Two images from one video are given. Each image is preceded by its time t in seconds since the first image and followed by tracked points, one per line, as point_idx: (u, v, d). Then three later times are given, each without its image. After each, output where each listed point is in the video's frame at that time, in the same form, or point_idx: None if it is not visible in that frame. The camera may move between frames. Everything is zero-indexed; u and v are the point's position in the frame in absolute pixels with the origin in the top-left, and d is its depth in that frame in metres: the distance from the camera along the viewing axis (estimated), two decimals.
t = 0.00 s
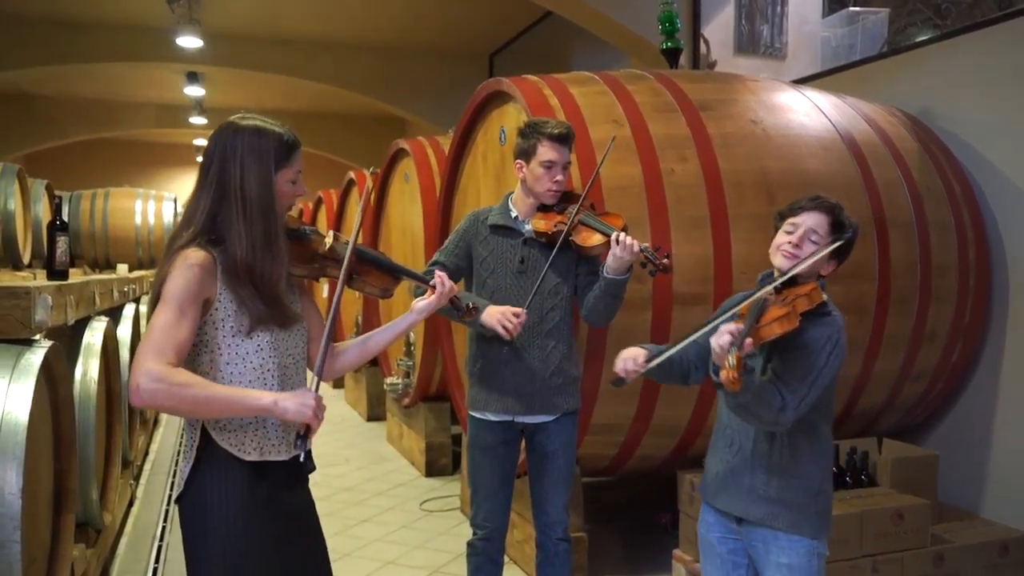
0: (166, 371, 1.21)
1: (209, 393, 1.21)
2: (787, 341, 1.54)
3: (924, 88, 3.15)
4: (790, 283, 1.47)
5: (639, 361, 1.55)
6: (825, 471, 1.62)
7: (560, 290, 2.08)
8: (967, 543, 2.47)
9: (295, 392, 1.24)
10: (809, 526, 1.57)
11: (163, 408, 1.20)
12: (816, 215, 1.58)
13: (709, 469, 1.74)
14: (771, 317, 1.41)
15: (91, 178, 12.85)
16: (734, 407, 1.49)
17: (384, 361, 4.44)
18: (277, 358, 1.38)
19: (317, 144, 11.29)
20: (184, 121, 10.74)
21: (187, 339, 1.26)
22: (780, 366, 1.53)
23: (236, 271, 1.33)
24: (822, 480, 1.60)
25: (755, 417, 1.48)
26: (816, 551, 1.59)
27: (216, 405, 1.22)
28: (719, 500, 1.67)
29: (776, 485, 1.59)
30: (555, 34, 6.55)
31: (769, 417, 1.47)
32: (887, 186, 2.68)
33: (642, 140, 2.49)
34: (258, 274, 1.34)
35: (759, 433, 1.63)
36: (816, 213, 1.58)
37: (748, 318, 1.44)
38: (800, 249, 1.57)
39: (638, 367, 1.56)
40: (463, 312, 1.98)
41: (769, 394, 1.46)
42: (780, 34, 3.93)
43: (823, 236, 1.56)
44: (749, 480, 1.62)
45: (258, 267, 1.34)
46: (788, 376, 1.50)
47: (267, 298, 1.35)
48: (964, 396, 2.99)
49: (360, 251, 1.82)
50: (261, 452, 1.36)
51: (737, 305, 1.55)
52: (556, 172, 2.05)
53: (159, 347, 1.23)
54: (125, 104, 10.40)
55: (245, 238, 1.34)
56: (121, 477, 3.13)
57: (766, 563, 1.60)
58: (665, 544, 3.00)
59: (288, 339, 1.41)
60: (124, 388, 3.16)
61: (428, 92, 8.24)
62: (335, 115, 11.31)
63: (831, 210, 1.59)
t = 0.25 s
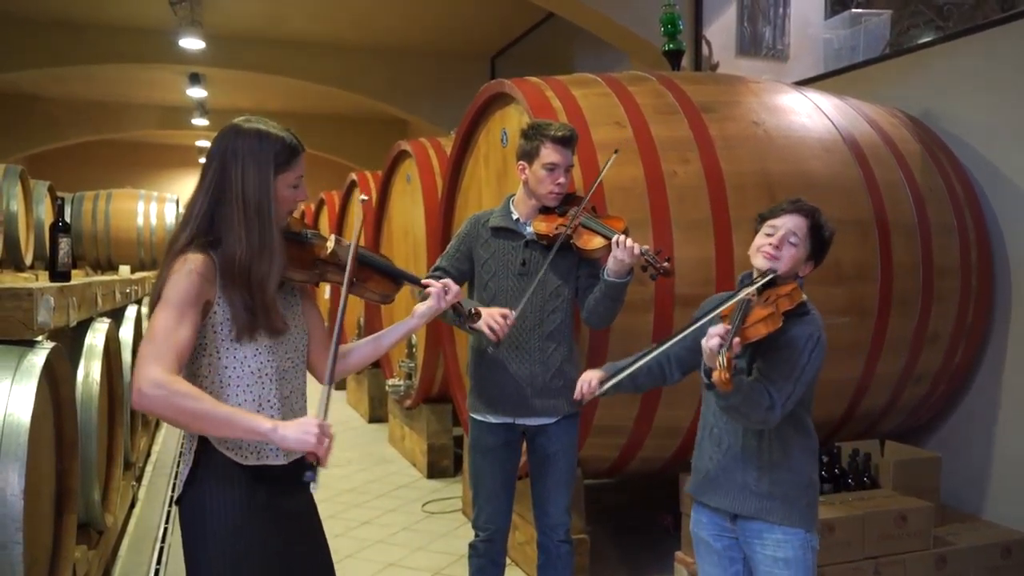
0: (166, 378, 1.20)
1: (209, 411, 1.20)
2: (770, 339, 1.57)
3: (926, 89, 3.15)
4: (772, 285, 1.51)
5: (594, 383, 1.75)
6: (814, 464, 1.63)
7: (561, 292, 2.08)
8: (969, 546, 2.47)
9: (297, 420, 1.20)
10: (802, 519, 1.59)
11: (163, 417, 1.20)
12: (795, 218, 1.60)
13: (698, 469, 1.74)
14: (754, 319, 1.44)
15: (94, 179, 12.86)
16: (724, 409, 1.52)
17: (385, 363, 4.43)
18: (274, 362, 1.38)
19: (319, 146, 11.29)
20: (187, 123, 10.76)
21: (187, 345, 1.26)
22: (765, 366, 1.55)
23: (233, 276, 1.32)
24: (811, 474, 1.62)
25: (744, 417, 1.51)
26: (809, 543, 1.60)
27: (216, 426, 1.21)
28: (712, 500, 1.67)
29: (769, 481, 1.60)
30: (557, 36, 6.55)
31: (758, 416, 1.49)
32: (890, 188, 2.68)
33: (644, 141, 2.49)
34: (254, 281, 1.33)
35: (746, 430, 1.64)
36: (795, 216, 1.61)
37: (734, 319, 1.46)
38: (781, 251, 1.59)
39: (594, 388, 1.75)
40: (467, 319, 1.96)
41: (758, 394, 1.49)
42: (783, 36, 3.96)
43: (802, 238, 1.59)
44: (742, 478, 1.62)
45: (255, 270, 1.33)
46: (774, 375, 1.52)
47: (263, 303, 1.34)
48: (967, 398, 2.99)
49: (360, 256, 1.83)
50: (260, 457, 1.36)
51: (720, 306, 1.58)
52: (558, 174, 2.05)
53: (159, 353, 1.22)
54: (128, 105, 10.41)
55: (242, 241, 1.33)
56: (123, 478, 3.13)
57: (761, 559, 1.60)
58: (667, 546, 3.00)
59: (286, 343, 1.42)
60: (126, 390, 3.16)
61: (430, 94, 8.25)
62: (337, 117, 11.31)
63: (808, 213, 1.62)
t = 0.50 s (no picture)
0: (178, 371, 1.20)
1: (225, 388, 1.21)
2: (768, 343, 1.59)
3: (928, 90, 3.15)
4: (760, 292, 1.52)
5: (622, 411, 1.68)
6: (813, 461, 1.65)
7: (562, 293, 2.08)
8: (971, 548, 2.47)
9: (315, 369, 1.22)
10: (803, 513, 1.61)
11: (178, 409, 1.20)
12: (753, 223, 1.65)
13: (698, 473, 1.74)
14: (755, 329, 1.45)
15: (96, 181, 12.88)
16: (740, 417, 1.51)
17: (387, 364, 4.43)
18: (277, 359, 1.38)
19: (321, 147, 11.30)
20: (189, 124, 10.76)
21: (196, 339, 1.26)
22: (768, 371, 1.57)
23: (232, 271, 1.32)
24: (809, 472, 1.64)
25: (759, 422, 1.51)
26: (809, 536, 1.63)
27: (232, 398, 1.21)
28: (715, 501, 1.67)
29: (772, 479, 1.61)
30: (559, 37, 6.55)
31: (773, 419, 1.50)
32: (892, 190, 2.68)
33: (646, 143, 2.49)
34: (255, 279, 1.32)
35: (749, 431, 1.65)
36: (752, 220, 1.65)
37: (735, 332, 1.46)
38: (752, 259, 1.64)
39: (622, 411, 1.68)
40: (469, 318, 1.97)
41: (772, 397, 1.50)
42: (785, 38, 3.94)
43: (766, 240, 1.64)
44: (745, 478, 1.63)
45: (257, 263, 1.32)
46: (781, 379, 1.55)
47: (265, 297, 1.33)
48: (969, 399, 2.98)
49: (364, 257, 1.84)
50: (260, 460, 1.35)
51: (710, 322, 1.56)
52: (558, 175, 2.05)
53: (171, 348, 1.22)
54: (130, 107, 10.42)
55: (243, 235, 1.33)
56: (124, 479, 3.13)
57: (764, 555, 1.62)
58: (669, 548, 3.00)
59: (287, 342, 1.41)
60: (128, 391, 3.16)
61: (432, 95, 8.25)
62: (339, 118, 11.32)
63: (762, 211, 1.66)
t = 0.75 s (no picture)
0: (189, 372, 1.19)
1: (239, 390, 1.19)
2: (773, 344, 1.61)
3: (929, 92, 3.15)
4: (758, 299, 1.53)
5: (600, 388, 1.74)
6: (817, 463, 1.67)
7: (561, 294, 2.08)
8: (972, 549, 2.46)
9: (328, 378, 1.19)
10: (809, 514, 1.62)
11: (192, 409, 1.18)
12: (731, 234, 1.66)
13: (702, 477, 1.75)
14: (769, 334, 1.46)
15: (96, 182, 12.89)
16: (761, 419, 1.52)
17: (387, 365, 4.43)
18: (277, 364, 1.39)
19: (321, 148, 11.30)
20: (189, 125, 10.77)
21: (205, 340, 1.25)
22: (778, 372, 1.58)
23: (236, 276, 1.32)
24: (814, 473, 1.66)
25: (779, 424, 1.53)
26: (814, 538, 1.64)
27: (247, 399, 1.19)
28: (720, 505, 1.67)
29: (778, 481, 1.62)
30: (559, 38, 6.55)
31: (792, 420, 1.52)
32: (893, 191, 2.68)
33: (646, 144, 2.49)
34: (257, 281, 1.33)
35: (756, 434, 1.65)
36: (730, 232, 1.66)
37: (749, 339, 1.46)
38: (742, 268, 1.65)
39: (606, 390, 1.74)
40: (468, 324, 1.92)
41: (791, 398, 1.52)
42: (785, 39, 3.95)
43: (748, 247, 1.65)
44: (751, 481, 1.64)
45: (262, 271, 1.34)
46: (791, 379, 1.57)
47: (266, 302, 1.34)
48: (970, 400, 2.98)
49: (363, 260, 1.84)
50: (256, 463, 1.35)
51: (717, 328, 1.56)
52: (557, 176, 2.04)
53: (180, 349, 1.21)
54: (131, 108, 10.43)
55: (245, 241, 1.33)
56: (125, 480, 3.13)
57: (771, 556, 1.62)
58: (669, 549, 3.00)
59: (287, 347, 1.42)
60: (129, 392, 3.16)
61: (433, 96, 8.25)
62: (339, 119, 11.32)
63: (735, 221, 1.69)
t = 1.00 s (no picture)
0: (187, 376, 1.21)
1: (234, 394, 1.21)
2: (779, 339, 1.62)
3: (929, 93, 3.15)
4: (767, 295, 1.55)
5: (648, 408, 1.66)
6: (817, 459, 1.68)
7: (558, 293, 2.08)
8: (973, 550, 2.46)
9: (324, 372, 1.24)
10: (812, 510, 1.63)
11: (188, 415, 1.20)
12: (748, 228, 1.66)
13: (702, 476, 1.74)
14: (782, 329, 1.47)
15: (97, 182, 12.89)
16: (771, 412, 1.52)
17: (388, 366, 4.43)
18: (278, 365, 1.39)
19: (322, 149, 11.31)
20: (190, 126, 10.78)
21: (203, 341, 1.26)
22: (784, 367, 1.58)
23: (236, 276, 1.32)
24: (814, 468, 1.67)
25: (787, 417, 1.53)
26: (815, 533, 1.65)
27: (246, 400, 1.22)
28: (723, 503, 1.67)
29: (781, 478, 1.62)
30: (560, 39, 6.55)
31: (800, 414, 1.52)
32: (893, 191, 2.68)
33: (647, 144, 2.49)
34: (257, 282, 1.33)
35: (759, 430, 1.65)
36: (746, 226, 1.66)
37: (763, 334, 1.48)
38: (752, 263, 1.65)
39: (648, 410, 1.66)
40: (468, 323, 1.98)
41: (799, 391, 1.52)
42: (786, 39, 3.97)
43: (762, 244, 1.65)
44: (754, 478, 1.64)
45: (262, 270, 1.33)
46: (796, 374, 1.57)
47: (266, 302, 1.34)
48: (970, 400, 2.98)
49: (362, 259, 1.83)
50: (257, 464, 1.36)
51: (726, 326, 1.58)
52: (551, 174, 2.05)
53: (178, 351, 1.22)
54: (131, 108, 10.43)
55: (245, 241, 1.33)
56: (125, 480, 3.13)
57: (775, 553, 1.63)
58: (669, 549, 2.99)
59: (287, 347, 1.42)
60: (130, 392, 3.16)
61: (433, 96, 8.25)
62: (340, 119, 11.33)
63: (753, 216, 1.68)
